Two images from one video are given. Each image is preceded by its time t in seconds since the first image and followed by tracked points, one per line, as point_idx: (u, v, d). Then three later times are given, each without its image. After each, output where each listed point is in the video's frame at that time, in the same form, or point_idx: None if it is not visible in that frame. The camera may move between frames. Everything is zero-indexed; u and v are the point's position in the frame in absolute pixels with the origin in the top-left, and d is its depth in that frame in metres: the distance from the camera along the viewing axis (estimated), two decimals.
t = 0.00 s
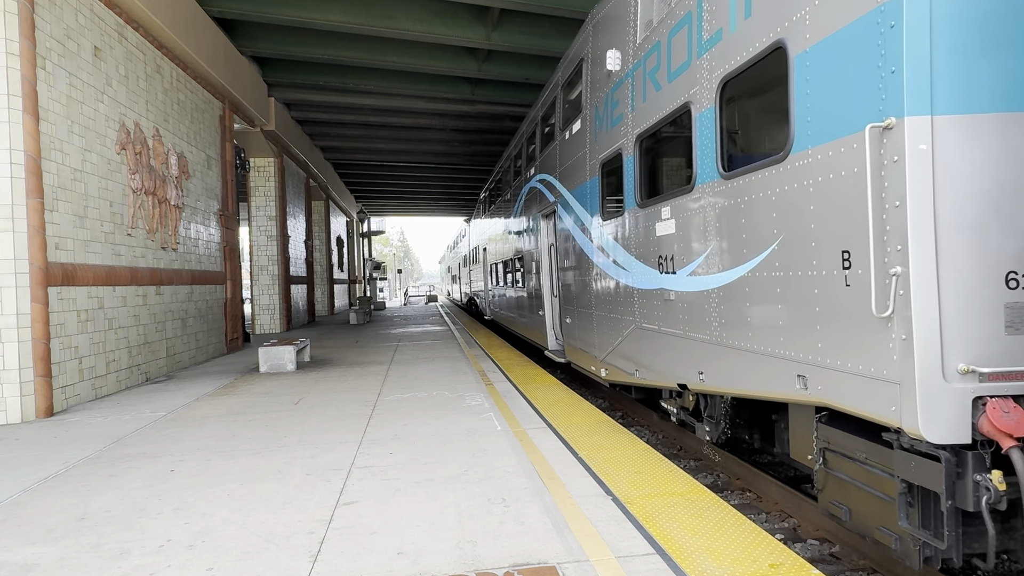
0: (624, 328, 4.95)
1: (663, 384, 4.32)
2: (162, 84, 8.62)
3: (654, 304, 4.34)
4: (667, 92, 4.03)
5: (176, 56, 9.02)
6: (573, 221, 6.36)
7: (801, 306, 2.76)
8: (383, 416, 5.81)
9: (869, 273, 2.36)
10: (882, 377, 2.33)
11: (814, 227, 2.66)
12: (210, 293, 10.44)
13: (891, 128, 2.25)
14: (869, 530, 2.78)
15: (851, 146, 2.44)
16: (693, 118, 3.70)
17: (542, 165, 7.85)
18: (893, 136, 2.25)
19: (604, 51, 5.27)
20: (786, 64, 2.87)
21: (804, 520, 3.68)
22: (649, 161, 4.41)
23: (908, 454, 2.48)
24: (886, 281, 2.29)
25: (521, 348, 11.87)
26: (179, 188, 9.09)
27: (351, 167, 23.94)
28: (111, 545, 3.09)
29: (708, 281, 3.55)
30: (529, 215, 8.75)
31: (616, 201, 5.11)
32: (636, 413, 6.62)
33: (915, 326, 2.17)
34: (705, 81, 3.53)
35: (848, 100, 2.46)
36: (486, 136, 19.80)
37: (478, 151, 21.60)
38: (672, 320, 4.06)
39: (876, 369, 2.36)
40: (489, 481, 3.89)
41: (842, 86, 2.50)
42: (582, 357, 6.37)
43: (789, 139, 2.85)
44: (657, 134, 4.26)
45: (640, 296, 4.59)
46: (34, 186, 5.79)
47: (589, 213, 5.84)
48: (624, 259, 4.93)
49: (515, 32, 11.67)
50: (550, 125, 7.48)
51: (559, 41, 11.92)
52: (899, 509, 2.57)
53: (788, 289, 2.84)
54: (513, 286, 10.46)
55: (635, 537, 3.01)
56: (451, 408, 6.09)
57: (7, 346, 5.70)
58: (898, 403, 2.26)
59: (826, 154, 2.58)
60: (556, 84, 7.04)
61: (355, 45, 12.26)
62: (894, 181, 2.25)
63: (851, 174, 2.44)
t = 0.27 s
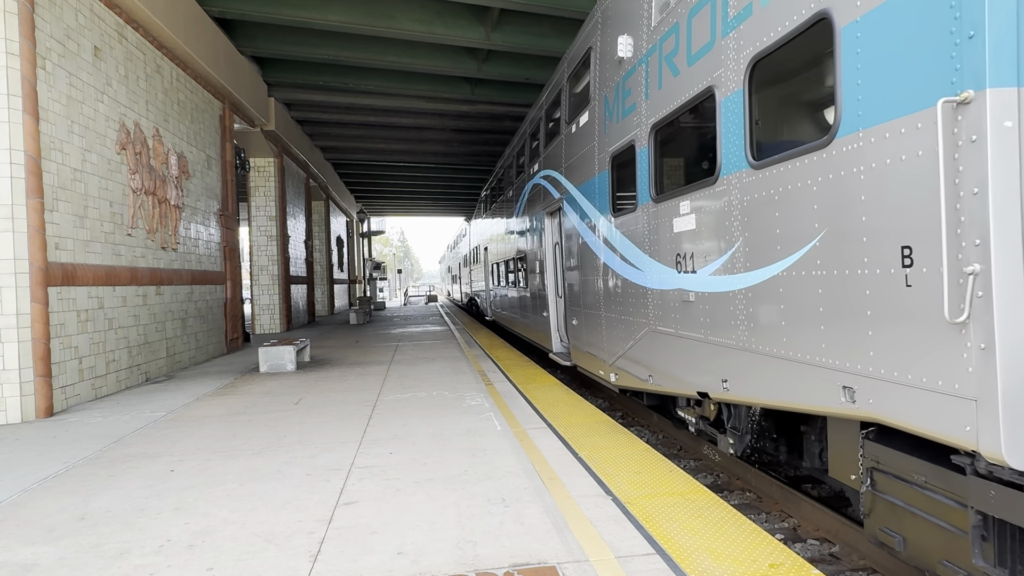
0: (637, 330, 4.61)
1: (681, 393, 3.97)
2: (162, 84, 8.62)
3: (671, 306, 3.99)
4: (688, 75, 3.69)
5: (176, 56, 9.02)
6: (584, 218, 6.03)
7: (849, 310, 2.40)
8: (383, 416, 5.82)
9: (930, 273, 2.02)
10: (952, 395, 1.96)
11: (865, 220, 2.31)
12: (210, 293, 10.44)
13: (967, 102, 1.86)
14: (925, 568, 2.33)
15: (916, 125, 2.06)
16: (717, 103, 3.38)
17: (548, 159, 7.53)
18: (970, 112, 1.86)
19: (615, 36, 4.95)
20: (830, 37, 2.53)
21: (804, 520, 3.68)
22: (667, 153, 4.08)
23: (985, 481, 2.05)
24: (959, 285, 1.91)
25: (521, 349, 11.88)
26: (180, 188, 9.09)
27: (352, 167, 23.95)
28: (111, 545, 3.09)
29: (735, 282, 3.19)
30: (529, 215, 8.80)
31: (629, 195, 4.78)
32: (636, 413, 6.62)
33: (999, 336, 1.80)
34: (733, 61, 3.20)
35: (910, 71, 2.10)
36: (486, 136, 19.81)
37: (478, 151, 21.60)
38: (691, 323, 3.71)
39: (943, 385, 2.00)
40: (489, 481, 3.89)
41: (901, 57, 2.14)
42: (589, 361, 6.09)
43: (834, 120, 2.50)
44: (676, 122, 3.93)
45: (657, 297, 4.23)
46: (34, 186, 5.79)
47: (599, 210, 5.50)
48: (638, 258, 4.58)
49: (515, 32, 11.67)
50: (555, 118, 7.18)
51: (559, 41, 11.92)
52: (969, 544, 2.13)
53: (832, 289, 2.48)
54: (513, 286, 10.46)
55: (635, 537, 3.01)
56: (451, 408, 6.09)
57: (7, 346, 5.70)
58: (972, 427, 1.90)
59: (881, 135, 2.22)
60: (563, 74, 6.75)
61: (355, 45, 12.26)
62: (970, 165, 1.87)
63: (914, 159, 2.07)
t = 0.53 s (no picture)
0: (651, 334, 4.41)
1: (703, 401, 3.76)
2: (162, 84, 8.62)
3: (690, 308, 3.77)
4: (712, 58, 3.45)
5: (176, 56, 9.02)
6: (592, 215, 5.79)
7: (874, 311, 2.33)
8: (383, 416, 5.82)
9: (1004, 271, 1.83)
10: (986, 400, 1.91)
11: (928, 211, 2.08)
12: (210, 293, 10.44)
13: None
14: None
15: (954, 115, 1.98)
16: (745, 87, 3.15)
17: (554, 155, 7.30)
18: None
19: (627, 21, 4.72)
20: (877, 11, 2.33)
21: (804, 520, 3.68)
22: (685, 145, 3.86)
23: None
24: None
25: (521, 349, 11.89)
26: (179, 188, 9.08)
27: (351, 167, 23.96)
28: (111, 545, 3.09)
29: (765, 282, 2.99)
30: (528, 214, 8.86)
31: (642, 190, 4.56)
32: (637, 413, 6.62)
33: None
34: (765, 39, 2.96)
35: (952, 53, 1.98)
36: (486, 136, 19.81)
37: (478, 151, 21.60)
38: (713, 328, 3.50)
39: (975, 390, 1.94)
40: (489, 481, 3.89)
41: (968, 27, 1.93)
42: (597, 366, 5.93)
43: (889, 100, 2.26)
44: (695, 111, 3.70)
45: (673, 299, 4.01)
46: (34, 186, 5.79)
47: (610, 206, 5.27)
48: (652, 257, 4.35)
49: (515, 32, 11.67)
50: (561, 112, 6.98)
51: (559, 41, 11.92)
52: None
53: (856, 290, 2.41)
54: (513, 286, 10.47)
55: (635, 537, 3.01)
56: (451, 408, 6.09)
57: (7, 346, 5.70)
58: None
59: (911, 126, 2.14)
60: (568, 66, 6.60)
61: (355, 45, 12.26)
62: None
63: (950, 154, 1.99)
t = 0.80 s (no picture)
0: (666, 337, 4.16)
1: (725, 410, 3.51)
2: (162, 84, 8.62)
3: (712, 309, 3.51)
4: (738, 39, 3.21)
5: (176, 56, 9.02)
6: (602, 211, 5.50)
7: (904, 312, 2.22)
8: (383, 416, 5.82)
9: None
10: (988, 399, 1.94)
11: (1011, 200, 1.84)
12: (210, 293, 10.44)
13: None
14: None
15: (960, 114, 2.00)
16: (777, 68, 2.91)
17: (560, 149, 7.04)
18: None
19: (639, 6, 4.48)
20: None
21: (804, 520, 3.68)
22: (706, 134, 3.61)
23: None
24: None
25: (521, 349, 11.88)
26: (180, 187, 9.08)
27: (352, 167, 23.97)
28: (111, 545, 3.09)
29: (802, 282, 2.74)
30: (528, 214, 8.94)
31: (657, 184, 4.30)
32: (637, 414, 6.62)
33: None
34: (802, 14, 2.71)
35: None
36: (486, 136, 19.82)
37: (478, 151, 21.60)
38: (740, 332, 3.25)
39: None
40: (489, 481, 3.89)
41: None
42: (606, 370, 5.66)
43: (959, 73, 2.02)
44: (719, 98, 3.45)
45: (692, 300, 3.74)
46: (34, 186, 5.79)
47: (622, 202, 4.99)
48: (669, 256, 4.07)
49: (515, 32, 11.67)
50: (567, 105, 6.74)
51: (559, 42, 11.92)
52: None
53: (886, 290, 2.29)
54: (514, 286, 10.47)
55: (635, 537, 3.01)
56: (451, 408, 6.09)
57: (7, 346, 5.70)
58: None
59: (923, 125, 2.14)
60: (574, 58, 6.37)
61: (355, 45, 12.26)
62: None
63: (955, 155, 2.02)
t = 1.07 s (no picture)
0: (681, 342, 3.89)
1: (750, 421, 3.24)
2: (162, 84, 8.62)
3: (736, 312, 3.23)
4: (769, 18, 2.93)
5: (176, 56, 9.02)
6: (608, 208, 5.21)
7: (980, 315, 1.95)
8: (382, 416, 5.82)
9: None
10: (986, 399, 1.96)
11: None
12: (211, 293, 10.44)
13: None
14: None
15: (961, 113, 2.00)
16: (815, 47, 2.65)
17: (566, 144, 6.74)
18: None
19: None
20: None
21: (804, 520, 3.69)
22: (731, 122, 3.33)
23: None
24: None
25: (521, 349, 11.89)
26: (180, 188, 9.09)
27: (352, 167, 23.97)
28: (111, 545, 3.09)
29: (847, 283, 2.47)
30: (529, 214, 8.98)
31: (673, 176, 4.00)
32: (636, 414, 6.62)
33: None
34: None
35: None
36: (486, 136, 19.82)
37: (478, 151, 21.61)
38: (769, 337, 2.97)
39: None
40: (489, 481, 3.89)
41: None
42: (614, 375, 5.40)
43: None
44: (745, 83, 3.18)
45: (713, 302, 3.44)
46: (34, 186, 5.79)
47: (632, 197, 4.70)
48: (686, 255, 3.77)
49: (515, 32, 11.67)
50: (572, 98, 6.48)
51: (559, 42, 11.92)
52: None
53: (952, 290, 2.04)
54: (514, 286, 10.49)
55: (635, 537, 3.01)
56: (451, 408, 6.09)
57: (7, 346, 5.70)
58: None
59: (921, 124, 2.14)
60: (580, 47, 6.11)
61: (355, 45, 12.26)
62: None
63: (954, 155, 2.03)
